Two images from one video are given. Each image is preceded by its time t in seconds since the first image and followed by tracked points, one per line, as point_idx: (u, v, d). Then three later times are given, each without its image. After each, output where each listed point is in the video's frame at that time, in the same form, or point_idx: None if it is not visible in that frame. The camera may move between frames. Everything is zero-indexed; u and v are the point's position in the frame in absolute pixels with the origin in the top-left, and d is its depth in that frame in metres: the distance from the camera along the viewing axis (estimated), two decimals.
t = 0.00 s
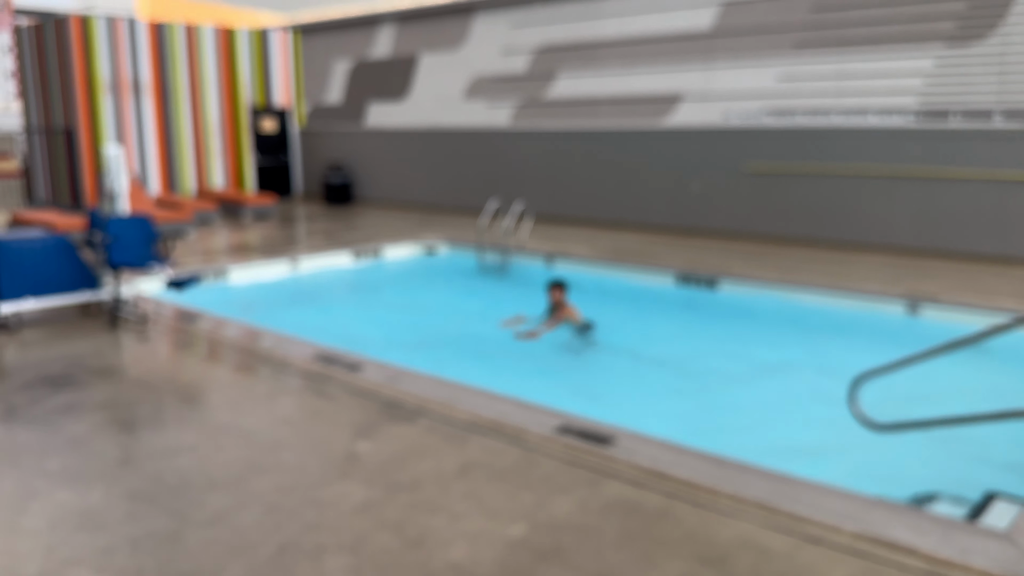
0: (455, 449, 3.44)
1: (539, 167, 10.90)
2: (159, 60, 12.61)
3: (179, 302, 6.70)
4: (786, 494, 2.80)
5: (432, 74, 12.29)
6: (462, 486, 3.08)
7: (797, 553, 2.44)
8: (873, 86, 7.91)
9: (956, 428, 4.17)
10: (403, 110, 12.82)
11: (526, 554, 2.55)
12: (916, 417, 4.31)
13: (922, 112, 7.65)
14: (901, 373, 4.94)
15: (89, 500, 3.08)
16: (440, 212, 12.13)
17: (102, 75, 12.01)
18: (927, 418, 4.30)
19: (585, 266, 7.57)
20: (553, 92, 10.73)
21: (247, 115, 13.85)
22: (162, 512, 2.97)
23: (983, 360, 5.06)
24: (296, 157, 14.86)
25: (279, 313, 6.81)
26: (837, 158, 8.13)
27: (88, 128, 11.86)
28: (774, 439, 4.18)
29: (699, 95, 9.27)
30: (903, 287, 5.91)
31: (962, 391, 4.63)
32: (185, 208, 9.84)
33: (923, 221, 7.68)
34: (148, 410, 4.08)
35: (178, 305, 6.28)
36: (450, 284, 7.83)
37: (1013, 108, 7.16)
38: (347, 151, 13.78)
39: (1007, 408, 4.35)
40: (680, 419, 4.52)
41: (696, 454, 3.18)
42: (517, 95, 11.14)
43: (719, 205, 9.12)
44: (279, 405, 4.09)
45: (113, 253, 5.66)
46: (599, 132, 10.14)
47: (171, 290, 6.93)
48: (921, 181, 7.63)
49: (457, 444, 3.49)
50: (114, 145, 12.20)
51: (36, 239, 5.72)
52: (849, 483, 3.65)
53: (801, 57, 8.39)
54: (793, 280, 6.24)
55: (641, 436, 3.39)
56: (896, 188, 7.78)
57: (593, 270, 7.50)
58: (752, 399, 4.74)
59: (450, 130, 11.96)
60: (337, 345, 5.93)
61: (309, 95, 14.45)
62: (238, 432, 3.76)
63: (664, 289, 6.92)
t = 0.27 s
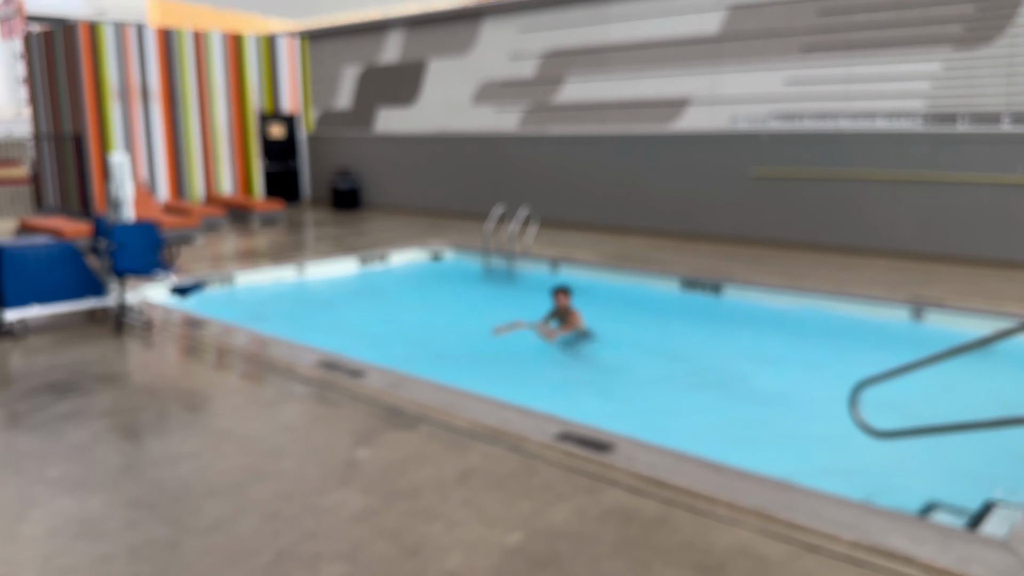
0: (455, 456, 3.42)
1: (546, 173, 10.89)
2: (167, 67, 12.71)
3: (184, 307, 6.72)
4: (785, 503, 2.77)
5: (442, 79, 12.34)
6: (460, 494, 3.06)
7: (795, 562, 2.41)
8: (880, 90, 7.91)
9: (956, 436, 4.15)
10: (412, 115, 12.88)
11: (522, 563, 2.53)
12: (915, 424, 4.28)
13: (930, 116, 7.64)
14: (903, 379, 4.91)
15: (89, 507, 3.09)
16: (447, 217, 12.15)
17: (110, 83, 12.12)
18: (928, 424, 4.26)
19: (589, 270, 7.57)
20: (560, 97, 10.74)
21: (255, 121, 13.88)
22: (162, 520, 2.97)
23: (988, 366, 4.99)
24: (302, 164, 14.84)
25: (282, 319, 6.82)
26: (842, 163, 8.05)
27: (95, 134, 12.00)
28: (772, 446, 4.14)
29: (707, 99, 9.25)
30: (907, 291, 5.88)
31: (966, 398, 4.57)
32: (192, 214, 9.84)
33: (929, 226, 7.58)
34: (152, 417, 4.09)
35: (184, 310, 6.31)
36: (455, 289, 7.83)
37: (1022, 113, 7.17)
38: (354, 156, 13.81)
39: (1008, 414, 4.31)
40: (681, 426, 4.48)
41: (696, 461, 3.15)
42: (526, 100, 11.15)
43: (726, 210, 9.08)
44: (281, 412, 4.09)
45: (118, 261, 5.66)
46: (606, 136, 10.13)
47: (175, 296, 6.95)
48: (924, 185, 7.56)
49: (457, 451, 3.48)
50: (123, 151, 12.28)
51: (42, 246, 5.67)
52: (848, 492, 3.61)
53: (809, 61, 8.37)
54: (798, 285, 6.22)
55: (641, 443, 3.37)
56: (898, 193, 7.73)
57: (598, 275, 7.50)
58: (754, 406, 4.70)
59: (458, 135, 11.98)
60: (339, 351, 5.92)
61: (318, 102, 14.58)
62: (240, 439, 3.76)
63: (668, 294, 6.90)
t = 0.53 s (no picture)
0: (450, 464, 3.40)
1: (550, 177, 10.87)
2: (173, 74, 12.77)
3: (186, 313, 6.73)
4: (780, 511, 2.74)
5: (448, 84, 12.35)
6: (453, 503, 3.04)
7: (787, 572, 2.38)
8: (887, 91, 7.84)
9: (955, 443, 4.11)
10: (418, 120, 12.89)
11: (512, 573, 2.51)
12: (914, 431, 4.24)
13: (938, 117, 7.57)
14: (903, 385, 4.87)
15: (82, 516, 3.08)
16: (452, 222, 12.15)
17: (117, 89, 12.19)
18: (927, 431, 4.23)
19: (591, 275, 7.56)
20: (566, 101, 10.71)
21: (261, 126, 13.95)
22: (154, 529, 2.96)
23: (989, 373, 4.97)
24: (308, 169, 14.94)
25: (284, 324, 6.83)
26: (846, 166, 8.03)
27: (102, 140, 12.09)
28: (769, 453, 4.11)
29: (713, 103, 9.19)
30: (910, 296, 5.84)
31: (965, 403, 4.54)
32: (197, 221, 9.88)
33: (933, 229, 7.55)
34: (149, 425, 4.08)
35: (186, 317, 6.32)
36: (458, 294, 7.83)
37: None
38: (360, 162, 13.85)
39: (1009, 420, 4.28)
40: (678, 432, 4.47)
41: (690, 469, 3.12)
42: (532, 104, 11.13)
43: (731, 213, 9.02)
44: (278, 419, 4.08)
45: (120, 268, 5.67)
46: (611, 140, 10.10)
47: (177, 303, 6.96)
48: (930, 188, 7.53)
49: (452, 458, 3.46)
50: (129, 157, 12.34)
51: (45, 254, 5.68)
52: (843, 499, 3.59)
53: (815, 63, 8.30)
54: (799, 290, 6.19)
55: (636, 451, 3.34)
56: (904, 196, 7.68)
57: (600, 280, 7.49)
58: (752, 412, 4.68)
59: (464, 139, 11.97)
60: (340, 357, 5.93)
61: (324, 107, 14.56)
62: (236, 448, 3.75)
63: (669, 299, 6.88)
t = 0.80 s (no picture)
0: (446, 469, 3.39)
1: (553, 180, 10.86)
2: (177, 80, 12.82)
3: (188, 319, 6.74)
4: (775, 517, 2.71)
5: (453, 87, 12.37)
6: (448, 508, 3.03)
7: None
8: (892, 91, 7.80)
9: (954, 448, 4.08)
10: (423, 124, 12.92)
11: None
12: (913, 435, 4.22)
13: (943, 117, 7.52)
14: (903, 390, 4.84)
15: (78, 524, 3.08)
16: (456, 226, 12.16)
17: (121, 95, 12.24)
18: (926, 435, 4.20)
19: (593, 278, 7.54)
20: (571, 103, 10.70)
21: (265, 131, 13.98)
22: (149, 536, 2.95)
23: (991, 376, 4.94)
24: (313, 173, 14.99)
25: (285, 330, 6.83)
26: (849, 167, 7.99)
27: (106, 146, 12.14)
28: (767, 459, 4.08)
29: (717, 104, 9.17)
30: (912, 298, 5.81)
31: (964, 408, 4.51)
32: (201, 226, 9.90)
33: (936, 231, 7.51)
34: (149, 431, 4.08)
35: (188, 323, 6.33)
36: (460, 297, 7.82)
37: None
38: (364, 166, 13.87)
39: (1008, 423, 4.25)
40: (675, 437, 4.44)
41: (686, 474, 3.10)
42: (537, 107, 11.13)
43: (735, 215, 8.99)
44: (277, 425, 4.08)
45: (121, 275, 5.73)
46: (615, 143, 10.08)
47: (178, 308, 6.97)
48: (933, 190, 7.48)
49: (448, 464, 3.45)
50: (133, 163, 12.38)
51: (46, 260, 5.69)
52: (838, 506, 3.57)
53: (820, 63, 8.27)
54: (800, 291, 6.16)
55: (632, 456, 3.32)
56: (908, 197, 7.65)
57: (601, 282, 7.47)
58: (751, 416, 4.65)
59: (468, 142, 11.97)
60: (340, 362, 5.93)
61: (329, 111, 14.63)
62: (234, 454, 3.74)
63: (671, 301, 6.86)
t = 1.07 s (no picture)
0: (441, 470, 3.39)
1: (552, 180, 10.85)
2: (177, 82, 12.82)
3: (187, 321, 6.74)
4: (768, 516, 2.71)
5: (452, 88, 12.38)
6: (443, 509, 3.03)
7: None
8: (891, 88, 7.79)
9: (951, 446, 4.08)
10: (423, 124, 12.95)
11: None
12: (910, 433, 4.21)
13: (942, 115, 7.51)
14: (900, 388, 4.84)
15: (74, 527, 3.08)
16: (455, 227, 12.16)
17: (121, 98, 12.23)
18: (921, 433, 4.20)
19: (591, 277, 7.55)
20: (570, 103, 10.69)
21: (265, 133, 14.00)
22: (144, 539, 2.95)
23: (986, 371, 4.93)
24: (313, 174, 15.02)
25: (284, 331, 6.84)
26: (846, 166, 7.98)
27: (106, 149, 12.08)
28: (762, 458, 4.08)
29: (717, 103, 9.15)
30: (909, 295, 5.82)
31: (959, 403, 4.52)
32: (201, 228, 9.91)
33: (933, 228, 7.50)
34: (146, 434, 4.09)
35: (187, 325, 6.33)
36: (458, 297, 7.83)
37: None
38: (364, 168, 13.88)
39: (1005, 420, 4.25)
40: (671, 434, 4.44)
41: (681, 473, 3.10)
42: (537, 107, 11.13)
43: (734, 214, 8.98)
44: (274, 427, 4.08)
45: (119, 278, 5.73)
46: (614, 142, 10.07)
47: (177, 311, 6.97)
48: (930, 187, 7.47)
49: (444, 464, 3.45)
50: (134, 166, 12.38)
51: (44, 264, 5.68)
52: (832, 503, 3.57)
53: (819, 61, 8.26)
54: (797, 289, 6.16)
55: (627, 455, 3.32)
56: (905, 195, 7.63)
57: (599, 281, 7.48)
58: (747, 416, 4.65)
59: (468, 143, 11.98)
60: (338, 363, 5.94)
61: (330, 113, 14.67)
62: (231, 456, 3.74)
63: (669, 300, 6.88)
